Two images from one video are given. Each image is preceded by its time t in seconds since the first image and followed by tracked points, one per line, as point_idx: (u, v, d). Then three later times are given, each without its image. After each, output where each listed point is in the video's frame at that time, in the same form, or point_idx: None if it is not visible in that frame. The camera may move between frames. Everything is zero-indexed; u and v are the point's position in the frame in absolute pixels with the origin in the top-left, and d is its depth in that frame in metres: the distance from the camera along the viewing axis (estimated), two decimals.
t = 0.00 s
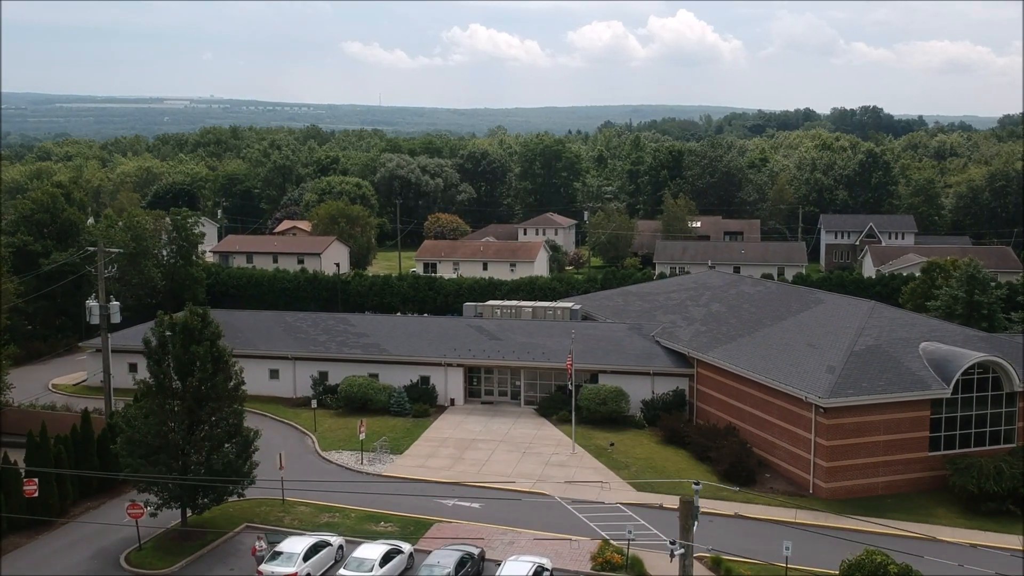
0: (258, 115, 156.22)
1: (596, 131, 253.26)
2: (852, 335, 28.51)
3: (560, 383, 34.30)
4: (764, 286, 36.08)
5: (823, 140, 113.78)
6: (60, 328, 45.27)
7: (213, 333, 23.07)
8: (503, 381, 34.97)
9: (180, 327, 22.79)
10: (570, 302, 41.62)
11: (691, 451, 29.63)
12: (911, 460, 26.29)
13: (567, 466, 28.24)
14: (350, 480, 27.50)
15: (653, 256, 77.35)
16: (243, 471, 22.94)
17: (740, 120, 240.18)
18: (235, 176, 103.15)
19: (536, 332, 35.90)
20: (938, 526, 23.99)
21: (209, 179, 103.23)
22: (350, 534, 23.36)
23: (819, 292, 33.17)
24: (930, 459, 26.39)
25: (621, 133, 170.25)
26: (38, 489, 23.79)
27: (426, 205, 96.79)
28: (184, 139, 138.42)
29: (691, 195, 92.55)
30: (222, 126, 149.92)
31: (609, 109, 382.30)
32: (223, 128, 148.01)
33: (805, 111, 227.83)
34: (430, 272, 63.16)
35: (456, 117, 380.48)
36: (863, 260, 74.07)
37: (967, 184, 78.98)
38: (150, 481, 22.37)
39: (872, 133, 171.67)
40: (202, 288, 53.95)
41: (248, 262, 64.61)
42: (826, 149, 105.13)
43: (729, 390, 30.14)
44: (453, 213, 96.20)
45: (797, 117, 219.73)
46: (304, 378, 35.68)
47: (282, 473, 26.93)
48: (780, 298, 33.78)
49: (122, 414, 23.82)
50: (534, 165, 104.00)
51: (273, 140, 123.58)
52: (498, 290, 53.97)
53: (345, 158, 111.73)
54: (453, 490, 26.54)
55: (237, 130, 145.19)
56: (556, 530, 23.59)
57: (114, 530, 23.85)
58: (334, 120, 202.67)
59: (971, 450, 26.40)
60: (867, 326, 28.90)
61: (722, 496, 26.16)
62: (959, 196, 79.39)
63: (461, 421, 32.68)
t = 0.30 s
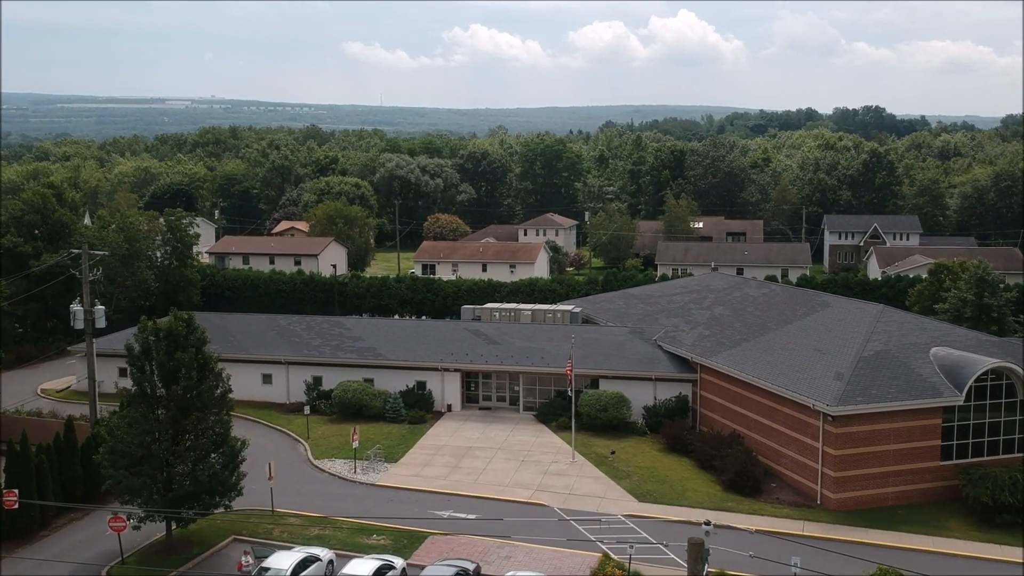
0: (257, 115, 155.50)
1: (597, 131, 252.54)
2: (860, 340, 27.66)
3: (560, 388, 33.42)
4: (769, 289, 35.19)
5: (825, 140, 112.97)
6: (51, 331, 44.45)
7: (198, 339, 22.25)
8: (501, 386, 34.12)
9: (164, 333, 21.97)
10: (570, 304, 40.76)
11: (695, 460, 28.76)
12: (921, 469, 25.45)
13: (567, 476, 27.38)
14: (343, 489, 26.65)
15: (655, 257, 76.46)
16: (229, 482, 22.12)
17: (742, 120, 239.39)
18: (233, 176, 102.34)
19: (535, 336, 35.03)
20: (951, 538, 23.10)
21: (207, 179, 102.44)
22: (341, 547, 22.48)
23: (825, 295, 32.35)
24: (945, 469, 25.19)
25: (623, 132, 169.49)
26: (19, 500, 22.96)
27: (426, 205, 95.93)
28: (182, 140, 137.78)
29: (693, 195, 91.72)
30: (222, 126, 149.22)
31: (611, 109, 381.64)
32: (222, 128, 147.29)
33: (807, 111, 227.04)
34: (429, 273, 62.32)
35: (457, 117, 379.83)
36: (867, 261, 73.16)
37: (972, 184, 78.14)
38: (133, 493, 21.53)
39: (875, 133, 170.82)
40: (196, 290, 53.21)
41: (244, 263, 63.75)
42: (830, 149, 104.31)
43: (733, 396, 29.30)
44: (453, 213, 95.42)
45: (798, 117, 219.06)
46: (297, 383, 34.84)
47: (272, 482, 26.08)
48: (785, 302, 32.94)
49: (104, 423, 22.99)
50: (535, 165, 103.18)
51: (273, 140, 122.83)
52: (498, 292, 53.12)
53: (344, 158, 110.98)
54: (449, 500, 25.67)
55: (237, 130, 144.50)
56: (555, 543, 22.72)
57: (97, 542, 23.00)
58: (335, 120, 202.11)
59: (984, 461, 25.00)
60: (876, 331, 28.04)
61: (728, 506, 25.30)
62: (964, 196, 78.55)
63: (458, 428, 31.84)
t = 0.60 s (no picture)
0: (257, 115, 154.77)
1: (598, 131, 251.54)
2: (869, 346, 26.75)
3: (559, 395, 32.53)
4: (775, 292, 34.28)
5: (829, 140, 112.01)
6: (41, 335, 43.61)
7: (182, 347, 21.39)
8: (499, 393, 33.25)
9: (146, 339, 21.09)
10: (570, 308, 39.88)
11: (698, 469, 27.86)
12: (933, 480, 24.55)
13: (566, 486, 26.49)
14: (334, 501, 25.75)
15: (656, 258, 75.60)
16: (213, 495, 21.28)
17: (744, 120, 238.35)
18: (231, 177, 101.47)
19: (533, 340, 34.15)
20: (965, 553, 22.19)
21: (206, 179, 101.68)
22: (330, 562, 21.58)
23: (832, 299, 31.44)
24: (958, 479, 24.72)
25: (625, 132, 168.57)
26: None
27: (425, 205, 95.06)
28: (181, 140, 136.95)
29: (695, 196, 90.83)
30: (222, 126, 148.45)
31: (613, 108, 380.82)
32: (222, 128, 146.52)
33: (810, 111, 225.98)
34: (427, 275, 61.44)
35: (458, 117, 379.09)
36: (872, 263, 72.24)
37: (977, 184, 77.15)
38: (113, 507, 20.68)
39: (878, 133, 169.78)
40: (190, 292, 52.37)
41: (240, 265, 62.85)
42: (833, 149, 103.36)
43: (738, 403, 28.39)
44: (452, 214, 94.58)
45: (801, 117, 218.07)
46: (291, 389, 33.99)
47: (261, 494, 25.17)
48: (791, 306, 32.03)
49: (84, 433, 22.12)
50: (536, 165, 102.25)
51: (272, 140, 121.98)
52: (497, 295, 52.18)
53: (343, 159, 110.12)
54: (443, 512, 24.78)
55: (236, 130, 143.74)
56: (552, 558, 21.82)
57: (77, 557, 22.11)
58: (336, 121, 201.50)
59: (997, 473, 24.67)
60: (885, 336, 27.12)
61: (732, 519, 24.38)
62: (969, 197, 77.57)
63: (455, 436, 30.96)
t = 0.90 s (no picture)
0: (255, 115, 153.97)
1: (599, 131, 250.69)
2: (878, 352, 25.85)
3: (558, 401, 31.64)
4: (780, 296, 33.37)
5: (831, 140, 111.10)
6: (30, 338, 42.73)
7: (163, 355, 20.51)
8: (496, 399, 32.37)
9: (125, 347, 20.21)
10: (570, 311, 38.99)
11: (700, 479, 26.97)
12: (945, 493, 23.64)
13: (564, 497, 25.60)
14: (324, 512, 24.86)
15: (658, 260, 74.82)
16: (196, 509, 20.40)
17: (745, 120, 237.42)
18: (229, 177, 100.63)
19: (531, 345, 33.24)
20: (979, 570, 21.28)
21: (203, 180, 100.91)
22: None
23: (839, 303, 30.54)
24: (971, 492, 23.82)
25: (625, 132, 167.72)
26: None
27: (424, 206, 94.18)
28: (179, 141, 136.23)
29: (697, 196, 89.92)
30: (220, 126, 147.66)
31: (613, 108, 380.00)
32: (220, 129, 145.73)
33: (811, 112, 225.09)
34: (425, 277, 60.51)
35: (458, 117, 378.58)
36: (876, 264, 71.35)
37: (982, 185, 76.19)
38: (91, 522, 19.78)
39: (880, 133, 168.85)
40: (184, 295, 51.53)
41: (235, 267, 61.93)
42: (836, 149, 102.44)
43: (743, 410, 27.48)
44: (451, 215, 93.69)
45: (802, 117, 217.13)
46: (282, 395, 33.11)
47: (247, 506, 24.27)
48: (796, 310, 31.12)
49: (62, 444, 21.21)
50: (536, 165, 101.39)
51: (270, 140, 121.18)
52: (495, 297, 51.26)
53: (342, 159, 109.31)
54: (437, 525, 23.89)
55: (235, 130, 142.93)
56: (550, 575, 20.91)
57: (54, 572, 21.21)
58: (336, 121, 200.76)
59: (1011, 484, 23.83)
60: (895, 342, 26.21)
61: (737, 532, 23.47)
62: (974, 197, 76.64)
63: (451, 444, 30.08)
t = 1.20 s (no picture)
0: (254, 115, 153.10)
1: (599, 131, 249.95)
2: (887, 360, 24.93)
3: (556, 409, 30.71)
4: (785, 300, 32.42)
5: (834, 140, 110.20)
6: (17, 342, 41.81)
7: (141, 364, 19.63)
8: (493, 406, 31.44)
9: (102, 357, 19.33)
10: (569, 315, 38.04)
11: (703, 490, 26.03)
12: (959, 506, 22.69)
13: (562, 510, 24.67)
14: (313, 526, 23.92)
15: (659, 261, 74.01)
16: (177, 526, 19.49)
17: (746, 120, 236.54)
18: (225, 178, 99.70)
19: (529, 351, 32.30)
20: None
21: (200, 180, 100.08)
22: None
23: (846, 308, 29.64)
24: (985, 505, 22.87)
25: (625, 133, 166.94)
26: None
27: (423, 206, 93.26)
28: (177, 140, 135.45)
29: (698, 197, 88.96)
30: (218, 126, 146.88)
31: (613, 108, 379.06)
32: (218, 129, 144.91)
33: (812, 112, 224.18)
34: (422, 279, 59.55)
35: (458, 117, 377.81)
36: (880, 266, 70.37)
37: (987, 186, 75.25)
38: (65, 540, 18.85)
39: (882, 133, 167.89)
40: (176, 298, 50.61)
41: (230, 269, 60.99)
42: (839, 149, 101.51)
43: (747, 419, 26.56)
44: (450, 216, 92.77)
45: (803, 117, 216.21)
46: (273, 402, 32.20)
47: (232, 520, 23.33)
48: (801, 315, 30.22)
49: (36, 458, 20.29)
50: (536, 166, 100.52)
51: (268, 140, 120.36)
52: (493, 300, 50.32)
53: (340, 159, 108.44)
54: (429, 540, 22.95)
55: (233, 130, 142.11)
56: None
57: None
58: (335, 121, 200.06)
59: None
60: (904, 348, 25.30)
61: (742, 547, 22.53)
62: (979, 198, 75.67)
63: (445, 453, 29.15)
